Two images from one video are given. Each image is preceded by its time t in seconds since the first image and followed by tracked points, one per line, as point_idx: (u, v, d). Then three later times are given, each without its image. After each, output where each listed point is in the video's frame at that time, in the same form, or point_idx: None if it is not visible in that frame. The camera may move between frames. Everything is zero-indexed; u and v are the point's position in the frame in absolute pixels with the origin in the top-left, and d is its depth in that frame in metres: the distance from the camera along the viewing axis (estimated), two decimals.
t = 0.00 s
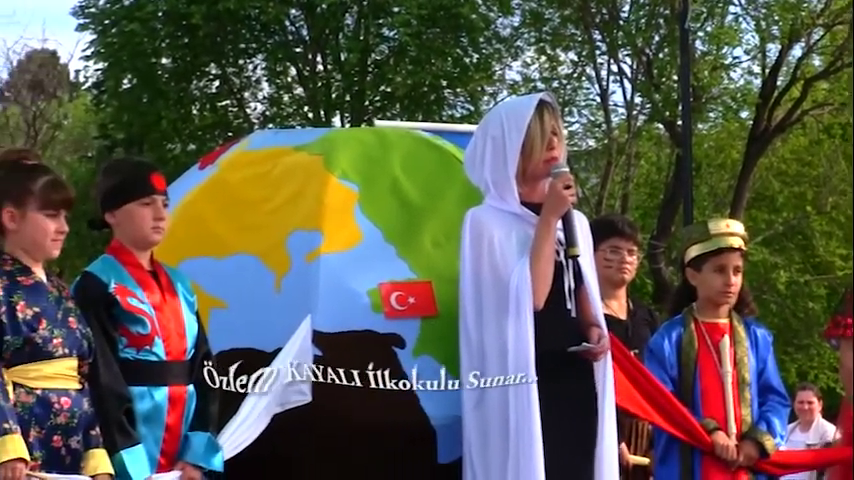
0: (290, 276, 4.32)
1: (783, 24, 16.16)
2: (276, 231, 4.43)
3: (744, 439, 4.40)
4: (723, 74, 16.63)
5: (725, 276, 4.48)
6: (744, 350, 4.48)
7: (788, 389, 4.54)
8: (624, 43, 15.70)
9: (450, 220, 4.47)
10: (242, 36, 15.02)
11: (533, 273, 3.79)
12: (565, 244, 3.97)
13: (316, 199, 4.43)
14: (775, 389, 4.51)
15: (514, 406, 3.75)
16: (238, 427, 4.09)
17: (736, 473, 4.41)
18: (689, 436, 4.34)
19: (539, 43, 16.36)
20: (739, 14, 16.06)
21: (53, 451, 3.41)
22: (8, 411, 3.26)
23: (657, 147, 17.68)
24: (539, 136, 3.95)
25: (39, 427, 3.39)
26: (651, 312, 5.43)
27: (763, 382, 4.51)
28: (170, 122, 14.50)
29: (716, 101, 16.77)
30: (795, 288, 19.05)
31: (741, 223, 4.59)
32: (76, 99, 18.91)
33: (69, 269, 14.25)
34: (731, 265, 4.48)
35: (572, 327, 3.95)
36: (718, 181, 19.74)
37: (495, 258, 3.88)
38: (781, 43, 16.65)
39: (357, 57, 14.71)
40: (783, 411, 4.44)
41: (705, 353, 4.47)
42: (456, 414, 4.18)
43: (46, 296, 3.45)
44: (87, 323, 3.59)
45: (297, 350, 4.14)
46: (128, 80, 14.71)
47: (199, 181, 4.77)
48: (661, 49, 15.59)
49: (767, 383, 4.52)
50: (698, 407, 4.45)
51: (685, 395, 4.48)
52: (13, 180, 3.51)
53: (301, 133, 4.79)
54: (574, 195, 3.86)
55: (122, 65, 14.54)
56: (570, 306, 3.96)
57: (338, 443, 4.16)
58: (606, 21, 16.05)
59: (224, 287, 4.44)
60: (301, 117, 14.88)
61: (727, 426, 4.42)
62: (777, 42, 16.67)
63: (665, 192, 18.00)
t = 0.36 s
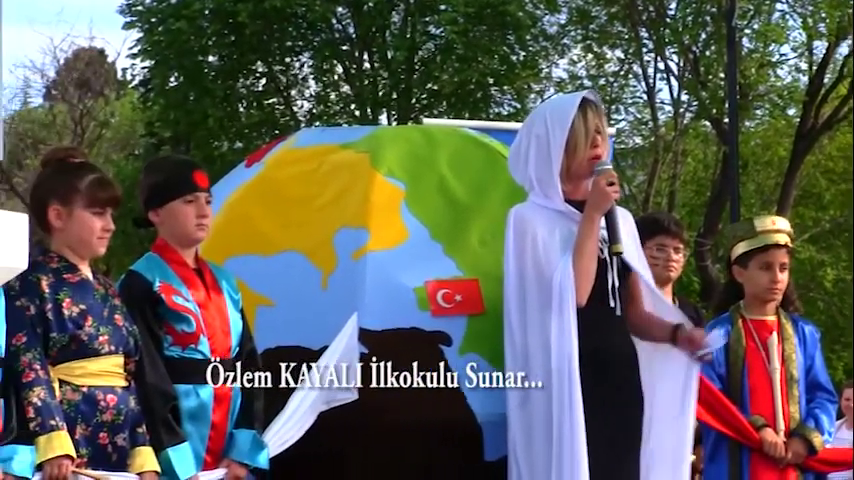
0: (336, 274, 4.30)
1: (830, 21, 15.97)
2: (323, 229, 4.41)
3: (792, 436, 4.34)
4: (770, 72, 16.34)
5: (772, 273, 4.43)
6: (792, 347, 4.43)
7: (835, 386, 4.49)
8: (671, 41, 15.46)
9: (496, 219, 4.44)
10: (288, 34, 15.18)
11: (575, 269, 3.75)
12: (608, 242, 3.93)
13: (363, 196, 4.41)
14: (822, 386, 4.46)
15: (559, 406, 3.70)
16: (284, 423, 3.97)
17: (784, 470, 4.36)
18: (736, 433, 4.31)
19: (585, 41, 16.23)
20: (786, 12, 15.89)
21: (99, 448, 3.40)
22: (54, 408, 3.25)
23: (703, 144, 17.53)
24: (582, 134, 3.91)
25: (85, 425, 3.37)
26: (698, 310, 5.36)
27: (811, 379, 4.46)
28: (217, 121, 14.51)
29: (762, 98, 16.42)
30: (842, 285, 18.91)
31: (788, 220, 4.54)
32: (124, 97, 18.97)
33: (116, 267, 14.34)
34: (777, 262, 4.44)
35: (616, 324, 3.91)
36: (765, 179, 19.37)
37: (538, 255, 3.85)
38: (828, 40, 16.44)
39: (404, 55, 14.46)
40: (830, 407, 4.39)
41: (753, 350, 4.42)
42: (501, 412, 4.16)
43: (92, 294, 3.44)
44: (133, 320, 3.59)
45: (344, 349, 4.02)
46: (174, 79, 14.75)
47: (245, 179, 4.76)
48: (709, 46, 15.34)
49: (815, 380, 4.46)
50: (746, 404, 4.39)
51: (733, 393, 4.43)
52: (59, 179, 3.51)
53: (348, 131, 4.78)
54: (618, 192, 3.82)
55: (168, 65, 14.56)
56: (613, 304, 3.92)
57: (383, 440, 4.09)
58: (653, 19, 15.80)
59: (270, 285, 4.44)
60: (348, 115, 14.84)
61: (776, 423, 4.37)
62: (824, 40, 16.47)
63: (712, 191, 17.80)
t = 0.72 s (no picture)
0: (368, 263, 4.29)
1: None
2: (355, 219, 4.41)
3: (824, 427, 4.32)
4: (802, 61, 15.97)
5: (801, 261, 4.39)
6: (825, 338, 4.40)
7: None
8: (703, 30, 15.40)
9: (528, 208, 4.43)
10: (320, 23, 15.24)
11: (606, 257, 3.72)
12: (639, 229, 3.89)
13: (394, 186, 4.40)
14: None
15: (591, 395, 3.68)
16: (316, 414, 4.00)
17: (816, 460, 4.34)
18: (768, 423, 4.28)
19: (617, 30, 16.03)
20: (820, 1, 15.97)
21: (131, 437, 3.42)
22: (86, 397, 3.26)
23: (736, 134, 17.33)
24: (611, 123, 3.88)
25: (117, 414, 3.39)
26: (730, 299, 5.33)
27: (844, 370, 4.43)
28: (249, 110, 14.54)
29: (794, 88, 15.93)
30: None
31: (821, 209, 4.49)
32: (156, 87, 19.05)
33: (149, 257, 14.46)
34: (808, 251, 4.39)
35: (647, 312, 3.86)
36: (798, 168, 19.26)
37: (569, 243, 3.83)
38: None
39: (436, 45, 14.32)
40: None
41: (785, 339, 4.39)
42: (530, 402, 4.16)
43: (123, 283, 3.45)
44: (163, 310, 3.60)
45: (375, 337, 4.05)
46: (206, 69, 14.76)
47: (277, 169, 4.77)
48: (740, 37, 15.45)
49: (847, 371, 4.44)
50: (778, 394, 4.37)
51: (764, 383, 4.39)
52: (90, 169, 3.52)
53: (379, 121, 4.77)
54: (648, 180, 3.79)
55: (200, 55, 14.52)
56: (643, 291, 3.86)
57: (417, 426, 4.08)
58: (685, 9, 15.79)
59: (302, 274, 4.44)
60: (379, 104, 14.88)
61: (807, 413, 4.34)
62: None
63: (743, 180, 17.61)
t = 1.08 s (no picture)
0: (393, 258, 4.28)
1: None
2: (381, 214, 4.40)
3: (848, 424, 4.29)
4: (830, 56, 15.61)
5: (821, 254, 4.36)
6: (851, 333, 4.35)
7: None
8: (728, 25, 15.26)
9: (554, 202, 4.40)
10: (345, 18, 15.23)
11: (636, 251, 3.69)
12: (667, 223, 3.85)
13: (420, 180, 4.39)
14: None
15: (618, 391, 3.65)
16: (339, 409, 3.96)
17: (840, 456, 4.34)
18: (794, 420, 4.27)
19: (643, 25, 15.90)
20: None
21: (157, 431, 3.42)
22: (111, 392, 3.26)
23: (762, 128, 17.08)
24: (638, 117, 3.85)
25: (143, 408, 3.39)
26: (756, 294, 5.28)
27: None
28: (274, 105, 14.53)
29: (819, 82, 15.71)
30: None
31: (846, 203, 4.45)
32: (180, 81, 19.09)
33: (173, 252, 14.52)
34: (829, 243, 4.36)
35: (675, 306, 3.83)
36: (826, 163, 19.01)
37: (598, 238, 3.81)
38: None
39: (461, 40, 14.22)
40: None
41: (810, 334, 4.34)
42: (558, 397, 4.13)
43: (147, 278, 3.46)
44: (187, 304, 3.61)
45: (401, 330, 4.06)
46: (232, 63, 14.85)
47: (302, 163, 4.77)
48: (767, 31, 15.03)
49: None
50: (802, 389, 4.34)
51: (789, 378, 4.36)
52: (115, 164, 3.52)
53: (405, 116, 4.76)
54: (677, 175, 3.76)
55: (226, 49, 14.65)
56: (671, 284, 3.83)
57: (440, 422, 4.07)
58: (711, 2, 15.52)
59: (327, 269, 4.43)
60: (405, 100, 14.80)
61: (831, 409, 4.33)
62: None
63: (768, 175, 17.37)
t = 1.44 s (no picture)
0: (413, 257, 4.27)
1: None
2: (401, 213, 4.39)
3: None
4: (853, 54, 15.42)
5: (840, 253, 4.32)
6: None
7: None
8: (748, 24, 15.16)
9: (575, 201, 4.38)
10: (366, 17, 15.23)
11: (657, 251, 3.67)
12: (689, 222, 3.81)
13: (441, 179, 4.38)
14: None
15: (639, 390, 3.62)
16: (360, 408, 3.99)
17: None
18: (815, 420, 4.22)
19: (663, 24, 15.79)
20: None
21: (177, 431, 3.42)
22: (132, 392, 3.26)
23: (783, 127, 16.92)
24: (659, 116, 3.82)
25: (164, 408, 3.39)
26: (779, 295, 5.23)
27: None
28: (295, 104, 14.51)
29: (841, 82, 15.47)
30: None
31: None
32: (202, 80, 19.12)
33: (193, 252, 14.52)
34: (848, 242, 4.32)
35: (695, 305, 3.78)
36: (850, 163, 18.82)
37: (619, 237, 3.79)
38: None
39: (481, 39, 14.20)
40: None
41: (830, 333, 4.30)
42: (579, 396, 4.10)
43: (169, 277, 3.46)
44: (208, 303, 3.61)
45: (421, 329, 4.06)
46: (253, 62, 14.90)
47: (323, 162, 4.76)
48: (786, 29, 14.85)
49: None
50: (822, 389, 4.31)
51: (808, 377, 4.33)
52: (139, 164, 3.52)
53: (426, 114, 4.75)
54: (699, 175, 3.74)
55: (247, 48, 14.70)
56: (691, 281, 3.79)
57: (461, 420, 4.05)
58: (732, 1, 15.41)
59: (347, 268, 4.42)
60: (425, 98, 14.80)
61: (850, 409, 4.32)
62: None
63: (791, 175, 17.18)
